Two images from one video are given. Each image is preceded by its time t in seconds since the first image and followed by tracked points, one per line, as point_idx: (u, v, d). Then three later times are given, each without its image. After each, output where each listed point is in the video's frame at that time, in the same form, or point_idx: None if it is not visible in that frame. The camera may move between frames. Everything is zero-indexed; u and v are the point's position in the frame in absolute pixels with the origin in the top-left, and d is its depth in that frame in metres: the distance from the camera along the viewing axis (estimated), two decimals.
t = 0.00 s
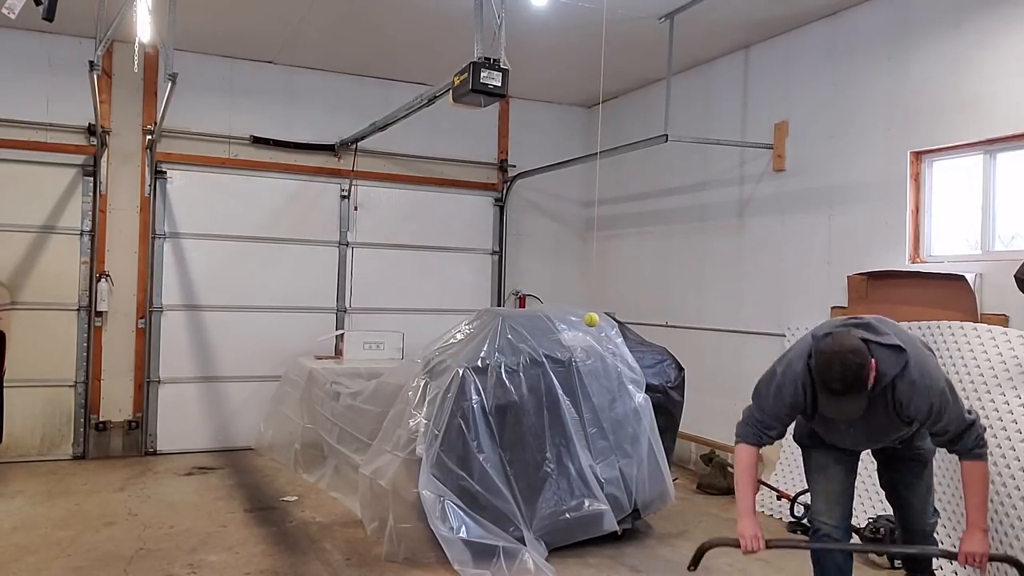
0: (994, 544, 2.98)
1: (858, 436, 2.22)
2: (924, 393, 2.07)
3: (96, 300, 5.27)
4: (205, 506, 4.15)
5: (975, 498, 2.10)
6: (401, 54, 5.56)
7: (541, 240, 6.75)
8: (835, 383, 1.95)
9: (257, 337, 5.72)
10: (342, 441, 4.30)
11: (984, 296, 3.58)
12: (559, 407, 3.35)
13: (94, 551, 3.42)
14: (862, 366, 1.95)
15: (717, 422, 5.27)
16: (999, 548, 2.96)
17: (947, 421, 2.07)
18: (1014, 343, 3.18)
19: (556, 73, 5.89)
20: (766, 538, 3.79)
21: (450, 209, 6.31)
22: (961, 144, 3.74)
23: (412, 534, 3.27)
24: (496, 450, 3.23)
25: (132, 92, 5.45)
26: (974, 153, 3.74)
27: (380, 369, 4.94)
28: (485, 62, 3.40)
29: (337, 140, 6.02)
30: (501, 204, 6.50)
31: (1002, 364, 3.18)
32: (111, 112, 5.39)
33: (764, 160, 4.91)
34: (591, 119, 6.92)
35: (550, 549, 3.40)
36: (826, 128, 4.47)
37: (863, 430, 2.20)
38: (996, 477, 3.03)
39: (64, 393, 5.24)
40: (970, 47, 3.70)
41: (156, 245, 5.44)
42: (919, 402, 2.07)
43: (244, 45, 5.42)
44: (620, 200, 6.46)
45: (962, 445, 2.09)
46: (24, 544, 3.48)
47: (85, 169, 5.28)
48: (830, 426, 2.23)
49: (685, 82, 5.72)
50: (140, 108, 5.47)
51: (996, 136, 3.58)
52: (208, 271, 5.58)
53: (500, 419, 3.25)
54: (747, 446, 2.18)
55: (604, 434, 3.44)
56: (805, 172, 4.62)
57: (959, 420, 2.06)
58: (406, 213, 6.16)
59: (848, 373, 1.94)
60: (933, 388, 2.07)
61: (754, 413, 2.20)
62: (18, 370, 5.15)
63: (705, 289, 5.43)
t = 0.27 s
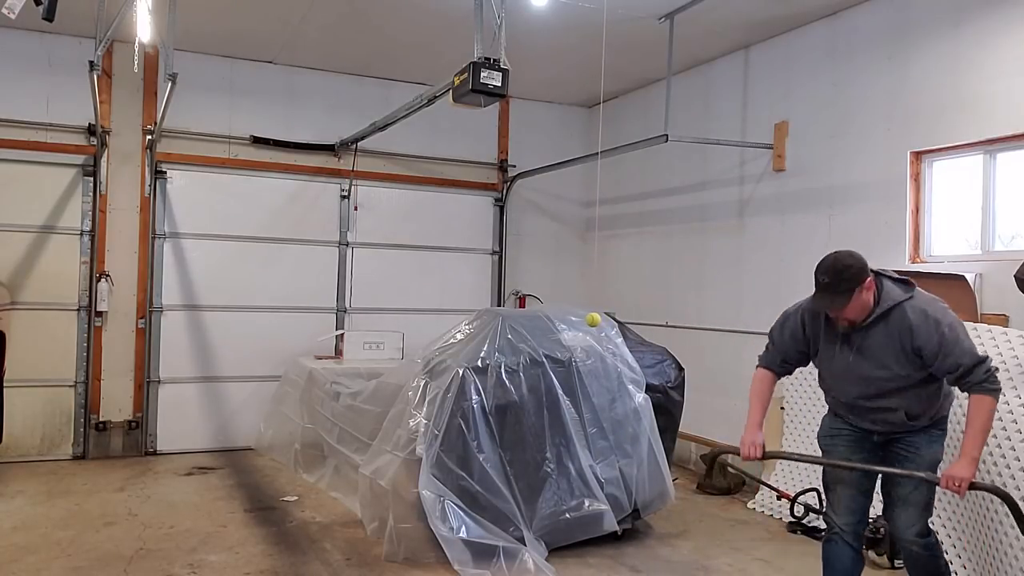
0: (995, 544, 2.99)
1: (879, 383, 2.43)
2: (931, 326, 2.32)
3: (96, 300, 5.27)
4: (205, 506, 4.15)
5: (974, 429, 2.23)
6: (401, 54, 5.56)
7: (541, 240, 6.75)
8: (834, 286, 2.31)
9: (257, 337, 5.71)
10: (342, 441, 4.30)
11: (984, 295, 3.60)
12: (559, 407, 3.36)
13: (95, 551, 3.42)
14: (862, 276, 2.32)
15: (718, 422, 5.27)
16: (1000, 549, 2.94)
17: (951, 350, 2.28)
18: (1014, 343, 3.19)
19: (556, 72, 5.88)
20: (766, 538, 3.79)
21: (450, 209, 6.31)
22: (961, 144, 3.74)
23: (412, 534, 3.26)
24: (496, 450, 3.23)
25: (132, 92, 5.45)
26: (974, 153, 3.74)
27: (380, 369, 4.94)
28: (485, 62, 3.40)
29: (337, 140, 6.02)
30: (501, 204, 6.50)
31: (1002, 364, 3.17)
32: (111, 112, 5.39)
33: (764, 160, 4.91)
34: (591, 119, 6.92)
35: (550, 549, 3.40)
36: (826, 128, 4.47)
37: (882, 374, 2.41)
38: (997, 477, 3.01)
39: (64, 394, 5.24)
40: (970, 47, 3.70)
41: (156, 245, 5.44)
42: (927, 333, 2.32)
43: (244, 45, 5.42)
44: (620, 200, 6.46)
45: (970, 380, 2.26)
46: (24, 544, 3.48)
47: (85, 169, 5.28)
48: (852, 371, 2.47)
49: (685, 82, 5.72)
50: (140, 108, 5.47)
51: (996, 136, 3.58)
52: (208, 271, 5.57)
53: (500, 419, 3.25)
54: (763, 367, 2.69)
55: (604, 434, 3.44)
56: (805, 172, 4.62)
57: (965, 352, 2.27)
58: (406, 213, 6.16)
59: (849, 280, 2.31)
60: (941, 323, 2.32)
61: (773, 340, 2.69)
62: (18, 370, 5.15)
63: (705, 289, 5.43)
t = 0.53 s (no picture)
0: (995, 544, 3.00)
1: (890, 344, 2.58)
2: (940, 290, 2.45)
3: (96, 300, 5.27)
4: (205, 506, 4.15)
5: (966, 379, 2.27)
6: (400, 54, 5.56)
7: (541, 240, 6.75)
8: (846, 239, 2.60)
9: (257, 337, 5.72)
10: (342, 441, 4.30)
11: (984, 295, 3.60)
12: (559, 407, 3.36)
13: (95, 551, 3.42)
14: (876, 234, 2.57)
15: (718, 422, 5.27)
16: (999, 548, 2.97)
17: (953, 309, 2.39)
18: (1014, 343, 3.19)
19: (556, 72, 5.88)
20: (766, 538, 3.79)
21: (450, 209, 6.31)
22: (961, 144, 3.74)
23: (412, 534, 3.26)
24: (496, 450, 3.23)
25: (132, 92, 5.45)
26: (974, 153, 3.74)
27: (380, 369, 4.94)
28: (485, 62, 3.40)
29: (337, 140, 6.02)
30: (501, 204, 6.50)
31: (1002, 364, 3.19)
32: (111, 112, 5.39)
33: (764, 160, 4.91)
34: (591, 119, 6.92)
35: (550, 549, 3.40)
36: (827, 128, 4.47)
37: (894, 335, 2.56)
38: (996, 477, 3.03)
39: (64, 394, 5.25)
40: (970, 48, 3.70)
41: (156, 245, 5.44)
42: (936, 293, 2.46)
43: (244, 45, 5.42)
44: (620, 200, 6.46)
45: (971, 340, 2.33)
46: (24, 544, 3.48)
47: (85, 169, 5.28)
48: (867, 332, 2.66)
49: (685, 82, 5.72)
50: (140, 108, 5.47)
51: (996, 136, 3.58)
52: (208, 271, 5.57)
53: (500, 419, 3.25)
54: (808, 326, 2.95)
55: (604, 434, 3.44)
56: (805, 172, 4.62)
57: (968, 313, 2.36)
58: (406, 213, 6.16)
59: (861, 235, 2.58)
60: (952, 288, 2.44)
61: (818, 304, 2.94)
62: (18, 370, 5.15)
63: (705, 289, 5.43)
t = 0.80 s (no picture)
0: (995, 544, 3.00)
1: (873, 323, 2.85)
2: (908, 273, 2.69)
3: (96, 300, 5.27)
4: (205, 506, 4.15)
5: (915, 357, 2.55)
6: (401, 54, 5.56)
7: (541, 240, 6.76)
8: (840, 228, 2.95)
9: (257, 338, 5.72)
10: (342, 441, 4.30)
11: (984, 295, 3.60)
12: (559, 407, 3.36)
13: (95, 551, 3.42)
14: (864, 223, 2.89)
15: (718, 422, 5.27)
16: (998, 548, 2.97)
17: (912, 289, 2.64)
18: (1014, 343, 3.18)
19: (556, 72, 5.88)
20: (766, 538, 3.78)
21: (450, 209, 6.31)
22: (961, 144, 3.74)
23: (412, 534, 3.26)
24: (496, 450, 3.23)
25: (132, 92, 5.45)
26: (974, 153, 3.74)
27: (380, 369, 4.94)
28: (485, 62, 3.40)
29: (337, 140, 6.02)
30: (501, 204, 6.50)
31: (1002, 364, 3.18)
32: (111, 111, 5.39)
33: (764, 160, 4.91)
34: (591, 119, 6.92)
35: (550, 549, 3.40)
36: (827, 128, 4.47)
37: (875, 315, 2.83)
38: (996, 477, 3.03)
39: (64, 394, 5.25)
40: (970, 48, 3.70)
41: (156, 245, 5.44)
42: (903, 275, 2.71)
43: (244, 45, 5.42)
44: (620, 200, 6.46)
45: (926, 319, 2.56)
46: (24, 544, 3.48)
47: (85, 169, 5.28)
48: (859, 313, 2.94)
49: (685, 82, 5.72)
50: (140, 108, 5.47)
51: (995, 136, 3.58)
52: (208, 271, 5.57)
53: (500, 419, 3.25)
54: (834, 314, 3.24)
55: (604, 434, 3.44)
56: (805, 173, 4.62)
57: (925, 292, 2.59)
58: (406, 213, 6.16)
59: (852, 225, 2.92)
60: (922, 271, 2.66)
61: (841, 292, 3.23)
62: (19, 370, 5.15)
63: (705, 289, 5.43)
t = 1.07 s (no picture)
0: (995, 544, 3.00)
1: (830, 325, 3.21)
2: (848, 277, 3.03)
3: (96, 300, 5.27)
4: (205, 506, 4.15)
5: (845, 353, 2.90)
6: (400, 54, 5.56)
7: (541, 240, 6.76)
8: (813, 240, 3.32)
9: (257, 338, 5.72)
10: (342, 441, 4.30)
11: (984, 295, 3.60)
12: (558, 407, 3.36)
13: (95, 551, 3.42)
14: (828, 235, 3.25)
15: (718, 422, 5.27)
16: (998, 548, 2.97)
17: (843, 293, 3.00)
18: (1014, 343, 3.17)
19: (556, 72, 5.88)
20: (766, 539, 3.78)
21: (450, 209, 6.31)
22: (961, 144, 3.74)
23: (412, 534, 3.26)
24: (496, 450, 3.23)
25: (132, 92, 5.45)
26: (974, 153, 3.74)
27: (380, 369, 4.94)
28: (485, 62, 3.40)
29: (337, 140, 6.02)
30: (501, 204, 6.50)
31: (1002, 364, 3.17)
32: (111, 111, 5.39)
33: (765, 160, 4.91)
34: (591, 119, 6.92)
35: (550, 549, 3.40)
36: (827, 128, 4.47)
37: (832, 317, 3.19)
38: (996, 477, 3.03)
39: (64, 394, 5.25)
40: (970, 48, 3.70)
41: (156, 245, 5.44)
42: (844, 281, 3.06)
43: (244, 45, 5.42)
44: (620, 200, 6.47)
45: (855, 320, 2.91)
46: (24, 544, 3.48)
47: (85, 169, 5.28)
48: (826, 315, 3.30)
49: (685, 82, 5.72)
50: (140, 108, 5.47)
51: (996, 136, 3.58)
52: (208, 271, 5.58)
53: (500, 419, 3.25)
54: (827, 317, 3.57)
55: (604, 434, 3.44)
56: (805, 173, 4.62)
57: (854, 297, 2.93)
58: (406, 213, 6.16)
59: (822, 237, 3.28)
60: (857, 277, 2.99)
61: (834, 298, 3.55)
62: (19, 370, 5.15)
63: (705, 289, 5.43)
